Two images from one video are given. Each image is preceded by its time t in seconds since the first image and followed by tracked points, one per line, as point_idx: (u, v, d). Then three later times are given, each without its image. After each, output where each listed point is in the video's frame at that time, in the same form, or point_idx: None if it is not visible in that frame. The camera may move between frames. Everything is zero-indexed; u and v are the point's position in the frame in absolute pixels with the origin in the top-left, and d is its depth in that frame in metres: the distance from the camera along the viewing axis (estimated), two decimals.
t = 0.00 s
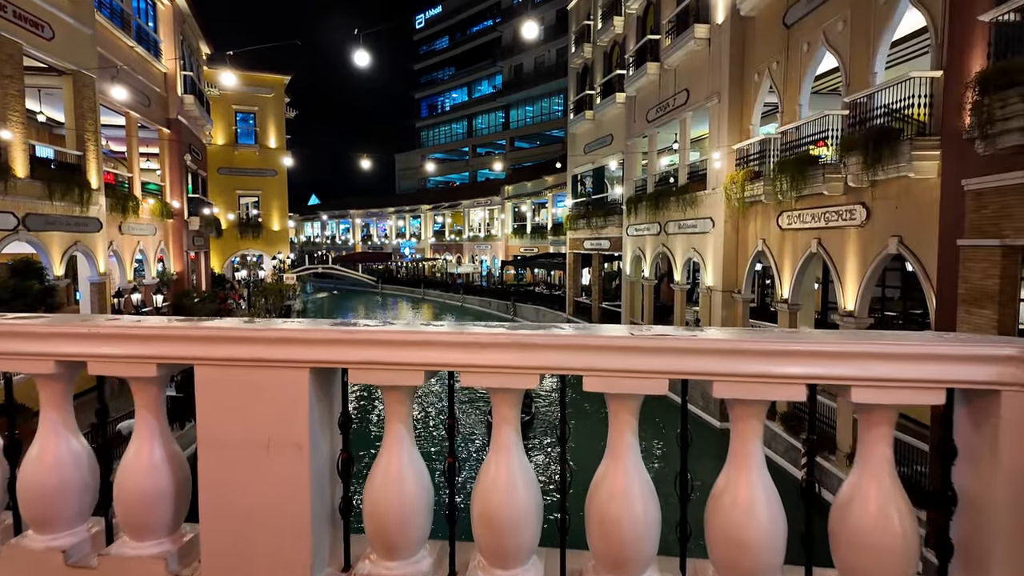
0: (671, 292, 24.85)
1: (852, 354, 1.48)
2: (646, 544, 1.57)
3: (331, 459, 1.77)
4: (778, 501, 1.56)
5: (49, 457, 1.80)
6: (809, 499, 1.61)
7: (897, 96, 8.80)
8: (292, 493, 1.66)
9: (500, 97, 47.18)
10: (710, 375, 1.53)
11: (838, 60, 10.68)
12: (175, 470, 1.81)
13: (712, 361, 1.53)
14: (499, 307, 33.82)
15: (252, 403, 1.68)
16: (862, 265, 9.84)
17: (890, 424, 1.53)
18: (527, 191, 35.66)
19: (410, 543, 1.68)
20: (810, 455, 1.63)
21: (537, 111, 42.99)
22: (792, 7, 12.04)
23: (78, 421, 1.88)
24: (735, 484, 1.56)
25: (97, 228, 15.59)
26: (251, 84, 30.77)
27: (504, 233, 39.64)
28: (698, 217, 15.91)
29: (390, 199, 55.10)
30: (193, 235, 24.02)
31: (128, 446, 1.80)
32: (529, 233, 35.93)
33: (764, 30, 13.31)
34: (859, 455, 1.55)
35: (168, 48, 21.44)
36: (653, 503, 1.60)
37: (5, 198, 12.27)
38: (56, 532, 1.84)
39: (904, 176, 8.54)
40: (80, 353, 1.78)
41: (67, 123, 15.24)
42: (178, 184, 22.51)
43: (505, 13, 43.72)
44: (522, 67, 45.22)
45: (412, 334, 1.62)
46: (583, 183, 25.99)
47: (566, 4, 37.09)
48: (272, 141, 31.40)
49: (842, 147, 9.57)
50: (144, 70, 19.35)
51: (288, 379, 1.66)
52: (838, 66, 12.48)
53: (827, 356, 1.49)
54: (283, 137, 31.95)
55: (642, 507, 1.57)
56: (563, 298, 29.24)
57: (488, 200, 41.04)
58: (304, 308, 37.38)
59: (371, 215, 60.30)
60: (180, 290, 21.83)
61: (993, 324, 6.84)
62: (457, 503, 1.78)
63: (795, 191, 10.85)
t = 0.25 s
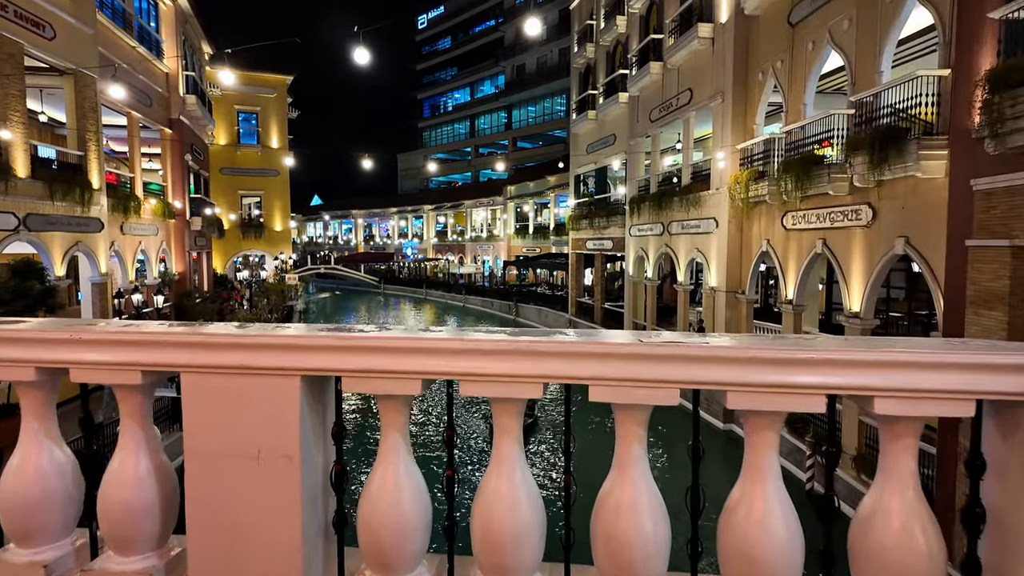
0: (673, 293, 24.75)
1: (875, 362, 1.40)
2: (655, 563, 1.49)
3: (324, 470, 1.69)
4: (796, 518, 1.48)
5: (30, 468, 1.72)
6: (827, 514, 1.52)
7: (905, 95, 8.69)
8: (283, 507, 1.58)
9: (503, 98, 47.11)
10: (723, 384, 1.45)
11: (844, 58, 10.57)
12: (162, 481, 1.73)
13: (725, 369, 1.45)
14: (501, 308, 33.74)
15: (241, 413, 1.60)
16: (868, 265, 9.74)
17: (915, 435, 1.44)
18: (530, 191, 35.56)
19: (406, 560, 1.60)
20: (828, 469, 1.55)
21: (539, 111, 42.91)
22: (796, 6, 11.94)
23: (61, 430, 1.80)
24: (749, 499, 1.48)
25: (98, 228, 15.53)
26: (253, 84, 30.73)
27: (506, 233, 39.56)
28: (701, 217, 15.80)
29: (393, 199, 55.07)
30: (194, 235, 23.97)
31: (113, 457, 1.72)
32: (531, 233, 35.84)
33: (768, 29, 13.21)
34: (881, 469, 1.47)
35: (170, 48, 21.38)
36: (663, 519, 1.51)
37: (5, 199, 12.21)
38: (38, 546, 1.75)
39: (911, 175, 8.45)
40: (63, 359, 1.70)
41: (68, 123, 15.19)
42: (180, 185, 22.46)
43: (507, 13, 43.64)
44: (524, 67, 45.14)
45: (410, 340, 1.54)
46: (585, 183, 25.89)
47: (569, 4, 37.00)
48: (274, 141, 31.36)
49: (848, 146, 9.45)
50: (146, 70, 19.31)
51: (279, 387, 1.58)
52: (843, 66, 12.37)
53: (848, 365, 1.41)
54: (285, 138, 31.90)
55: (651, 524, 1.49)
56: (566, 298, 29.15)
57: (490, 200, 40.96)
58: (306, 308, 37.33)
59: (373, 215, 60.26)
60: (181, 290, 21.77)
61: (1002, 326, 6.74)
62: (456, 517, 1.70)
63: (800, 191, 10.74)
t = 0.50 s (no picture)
0: (675, 293, 24.67)
1: (896, 365, 1.31)
2: None
3: (306, 480, 1.59)
4: (811, 532, 1.38)
5: None
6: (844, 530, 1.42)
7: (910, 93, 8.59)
8: (263, 520, 1.48)
9: (504, 97, 46.99)
10: (732, 390, 1.35)
11: (848, 56, 10.46)
12: (136, 490, 1.63)
13: (732, 373, 1.35)
14: (502, 308, 33.66)
15: (218, 420, 1.50)
16: (872, 264, 9.63)
17: (940, 445, 1.35)
18: (531, 191, 35.47)
19: None
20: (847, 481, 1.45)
21: (541, 111, 42.81)
22: (799, 3, 11.84)
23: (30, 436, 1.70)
24: (761, 512, 1.38)
25: (97, 228, 15.44)
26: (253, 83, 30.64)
27: (507, 233, 39.47)
28: (703, 217, 15.69)
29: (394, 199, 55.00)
30: (194, 235, 23.89)
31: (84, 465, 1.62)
32: (532, 233, 35.75)
33: (771, 27, 13.10)
34: (903, 482, 1.36)
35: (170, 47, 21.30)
36: (668, 533, 1.42)
37: (3, 198, 12.12)
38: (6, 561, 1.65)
39: (917, 173, 8.36)
40: (31, 362, 1.60)
41: (67, 123, 15.11)
42: (180, 184, 22.37)
43: (508, 12, 43.55)
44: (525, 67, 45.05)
45: (399, 342, 1.43)
46: (586, 183, 25.77)
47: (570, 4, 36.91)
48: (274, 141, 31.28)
49: (853, 144, 9.33)
50: (146, 70, 19.21)
51: (257, 392, 1.48)
52: (846, 63, 12.28)
53: (866, 369, 1.32)
54: (286, 137, 31.82)
55: (656, 539, 1.39)
56: (567, 298, 29.05)
57: (491, 200, 40.87)
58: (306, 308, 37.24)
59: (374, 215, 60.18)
60: (181, 290, 21.69)
61: (1010, 326, 6.63)
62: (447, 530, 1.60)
63: (804, 190, 10.62)
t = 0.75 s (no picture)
0: (674, 292, 24.56)
1: (923, 384, 1.18)
2: None
3: (276, 507, 1.45)
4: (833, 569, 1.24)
5: None
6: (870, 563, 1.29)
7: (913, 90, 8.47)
8: (226, 551, 1.34)
9: (503, 96, 46.85)
10: (743, 411, 1.22)
11: (850, 53, 10.34)
12: (91, 516, 1.49)
13: (744, 393, 1.22)
14: (500, 307, 33.51)
15: (177, 442, 1.37)
16: (874, 263, 9.50)
17: (977, 472, 1.21)
18: (530, 190, 35.34)
19: None
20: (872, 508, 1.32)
21: (539, 110, 42.66)
22: None
23: None
24: (777, 546, 1.24)
25: (91, 227, 15.27)
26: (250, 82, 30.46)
27: (506, 232, 39.33)
28: (702, 216, 15.56)
29: (392, 198, 54.82)
30: (190, 234, 23.70)
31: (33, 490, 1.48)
32: (531, 232, 35.61)
33: (772, 24, 12.97)
34: (933, 516, 1.22)
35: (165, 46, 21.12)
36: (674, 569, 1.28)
37: None
38: None
39: (920, 171, 8.23)
40: None
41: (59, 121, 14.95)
42: (176, 184, 22.20)
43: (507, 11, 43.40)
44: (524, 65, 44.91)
45: (377, 357, 1.30)
46: (585, 182, 25.62)
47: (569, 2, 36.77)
48: (272, 140, 31.11)
49: (855, 142, 9.19)
50: (141, 68, 19.03)
51: (220, 410, 1.35)
52: (847, 61, 12.16)
53: (895, 389, 1.19)
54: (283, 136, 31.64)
55: None
56: (565, 298, 28.92)
57: (490, 199, 40.74)
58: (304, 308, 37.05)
59: (372, 214, 60.01)
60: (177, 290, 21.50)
61: (1016, 327, 6.50)
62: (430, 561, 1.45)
63: (805, 190, 10.48)
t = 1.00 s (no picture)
0: (666, 293, 24.58)
1: (939, 407, 1.09)
2: None
3: (236, 541, 1.33)
4: None
5: None
6: None
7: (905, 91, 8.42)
8: None
9: (495, 96, 46.72)
10: (743, 436, 1.12)
11: (843, 53, 10.28)
12: (31, 550, 1.35)
13: (743, 416, 1.11)
14: (493, 308, 33.46)
15: (122, 470, 1.24)
16: (868, 262, 9.45)
17: (1000, 504, 1.12)
18: (522, 190, 35.27)
19: None
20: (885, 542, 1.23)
21: (532, 110, 42.61)
22: None
23: None
24: None
25: (76, 227, 15.00)
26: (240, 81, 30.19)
27: (498, 232, 39.23)
28: (694, 217, 15.52)
29: (384, 198, 54.57)
30: (179, 234, 23.40)
31: None
32: (523, 232, 35.53)
33: (764, 24, 12.92)
34: (955, 550, 1.14)
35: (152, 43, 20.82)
36: None
37: None
38: None
39: (914, 172, 8.18)
40: None
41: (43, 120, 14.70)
42: (163, 183, 21.90)
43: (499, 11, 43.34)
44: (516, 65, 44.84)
45: (342, 377, 1.18)
46: (577, 182, 25.52)
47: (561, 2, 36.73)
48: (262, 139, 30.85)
49: (847, 143, 9.12)
50: (128, 66, 18.75)
51: (170, 433, 1.22)
52: (839, 61, 12.16)
53: (912, 412, 1.09)
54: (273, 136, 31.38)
55: None
56: (558, 299, 28.84)
57: (482, 199, 40.64)
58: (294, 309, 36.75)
59: (363, 214, 59.71)
60: (165, 291, 21.22)
61: (1011, 328, 6.45)
62: None
63: (798, 190, 10.40)
